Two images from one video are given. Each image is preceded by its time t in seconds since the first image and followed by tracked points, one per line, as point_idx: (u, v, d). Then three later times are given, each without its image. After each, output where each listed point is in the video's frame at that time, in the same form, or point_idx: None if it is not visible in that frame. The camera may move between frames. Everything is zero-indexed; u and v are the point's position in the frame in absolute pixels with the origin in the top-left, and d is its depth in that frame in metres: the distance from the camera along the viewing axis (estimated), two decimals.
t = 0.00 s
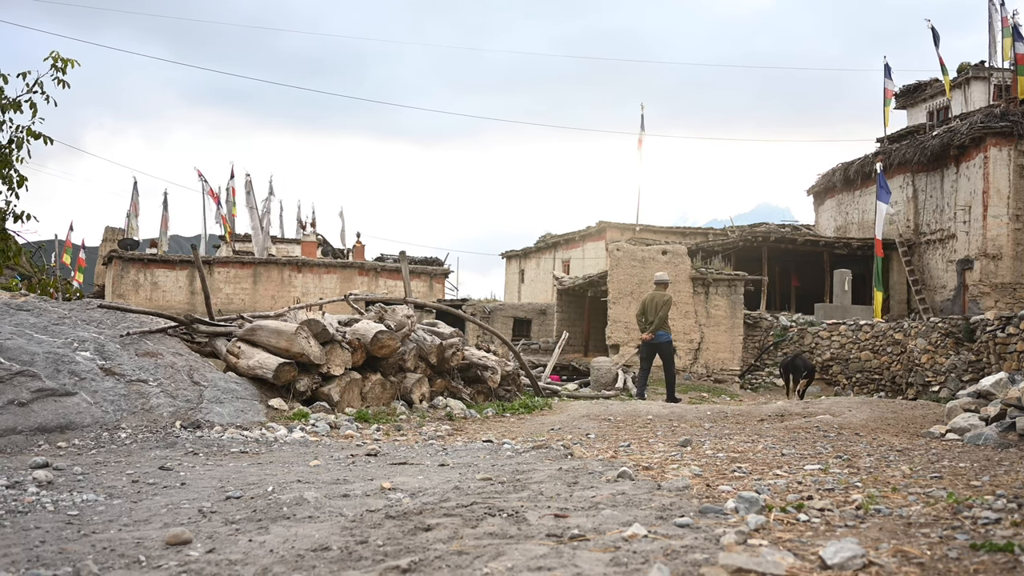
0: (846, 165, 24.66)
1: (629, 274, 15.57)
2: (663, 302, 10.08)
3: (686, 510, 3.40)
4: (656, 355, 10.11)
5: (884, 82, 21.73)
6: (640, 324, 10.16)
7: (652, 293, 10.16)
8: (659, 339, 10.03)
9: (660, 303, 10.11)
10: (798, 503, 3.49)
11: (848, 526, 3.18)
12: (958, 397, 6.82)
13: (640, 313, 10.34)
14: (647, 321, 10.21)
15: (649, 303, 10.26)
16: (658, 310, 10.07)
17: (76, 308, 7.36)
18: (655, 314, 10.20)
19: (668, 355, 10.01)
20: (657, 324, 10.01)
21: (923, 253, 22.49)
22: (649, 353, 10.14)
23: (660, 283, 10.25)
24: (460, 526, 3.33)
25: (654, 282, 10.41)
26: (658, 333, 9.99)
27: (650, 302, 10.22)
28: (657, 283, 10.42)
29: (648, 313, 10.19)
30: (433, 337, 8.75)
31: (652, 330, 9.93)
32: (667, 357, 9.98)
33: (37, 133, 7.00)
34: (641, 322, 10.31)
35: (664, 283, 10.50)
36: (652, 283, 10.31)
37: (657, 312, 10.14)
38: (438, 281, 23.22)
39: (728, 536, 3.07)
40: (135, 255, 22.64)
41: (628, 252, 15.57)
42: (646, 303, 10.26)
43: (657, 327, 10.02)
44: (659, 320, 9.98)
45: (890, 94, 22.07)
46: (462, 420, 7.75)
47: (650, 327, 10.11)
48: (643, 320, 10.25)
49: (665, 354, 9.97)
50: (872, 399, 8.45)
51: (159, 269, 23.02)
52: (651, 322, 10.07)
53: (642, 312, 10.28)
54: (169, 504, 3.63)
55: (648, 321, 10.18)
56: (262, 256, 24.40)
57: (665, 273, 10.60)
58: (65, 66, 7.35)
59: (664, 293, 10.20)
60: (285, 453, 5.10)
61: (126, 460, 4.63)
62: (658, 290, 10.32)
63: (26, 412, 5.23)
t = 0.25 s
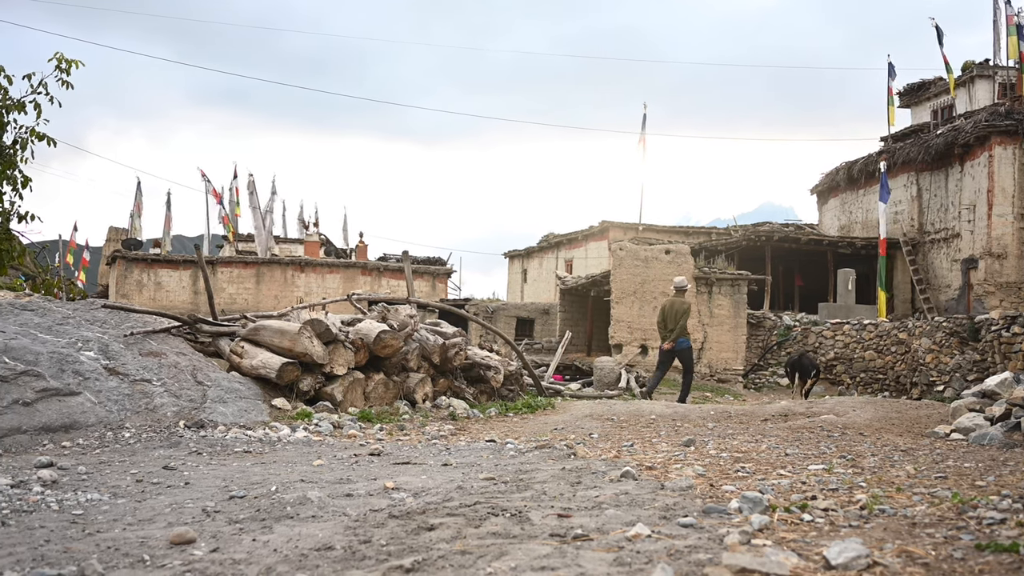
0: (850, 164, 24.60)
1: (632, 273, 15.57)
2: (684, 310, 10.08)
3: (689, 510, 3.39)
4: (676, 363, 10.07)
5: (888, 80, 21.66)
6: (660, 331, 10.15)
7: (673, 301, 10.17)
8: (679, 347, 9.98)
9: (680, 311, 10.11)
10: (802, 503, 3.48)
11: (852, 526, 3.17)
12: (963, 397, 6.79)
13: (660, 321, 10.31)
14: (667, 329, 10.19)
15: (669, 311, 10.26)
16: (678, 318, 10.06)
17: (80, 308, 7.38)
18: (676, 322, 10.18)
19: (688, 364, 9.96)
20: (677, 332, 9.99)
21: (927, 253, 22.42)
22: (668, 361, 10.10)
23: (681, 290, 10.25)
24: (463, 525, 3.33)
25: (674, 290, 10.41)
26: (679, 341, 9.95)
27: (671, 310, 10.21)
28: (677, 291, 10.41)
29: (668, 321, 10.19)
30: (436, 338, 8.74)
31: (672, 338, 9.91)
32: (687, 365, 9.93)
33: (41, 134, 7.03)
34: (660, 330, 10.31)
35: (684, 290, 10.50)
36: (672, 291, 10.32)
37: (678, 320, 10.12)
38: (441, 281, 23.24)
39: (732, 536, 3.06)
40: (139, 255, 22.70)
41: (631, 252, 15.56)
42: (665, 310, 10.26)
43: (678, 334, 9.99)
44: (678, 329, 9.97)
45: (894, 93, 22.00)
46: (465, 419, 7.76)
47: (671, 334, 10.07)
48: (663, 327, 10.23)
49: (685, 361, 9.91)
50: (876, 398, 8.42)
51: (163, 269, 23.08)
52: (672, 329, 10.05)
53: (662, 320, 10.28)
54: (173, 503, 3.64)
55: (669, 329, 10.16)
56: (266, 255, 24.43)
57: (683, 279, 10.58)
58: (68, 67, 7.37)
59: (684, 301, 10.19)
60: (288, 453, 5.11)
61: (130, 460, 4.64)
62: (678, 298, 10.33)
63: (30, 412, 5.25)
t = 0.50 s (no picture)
0: (855, 163, 24.53)
1: (636, 272, 15.53)
2: (699, 308, 10.03)
3: (694, 510, 3.38)
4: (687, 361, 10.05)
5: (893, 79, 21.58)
6: (674, 328, 10.11)
7: (688, 299, 10.13)
8: (691, 345, 9.97)
9: (695, 310, 10.07)
10: (807, 503, 3.46)
11: (858, 526, 3.16)
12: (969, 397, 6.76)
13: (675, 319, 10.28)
14: (681, 326, 10.16)
15: (683, 308, 10.20)
16: (693, 316, 10.02)
17: (85, 308, 7.40)
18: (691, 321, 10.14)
19: (697, 362, 9.96)
20: (691, 330, 9.96)
21: (933, 252, 22.33)
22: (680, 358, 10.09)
23: (697, 289, 10.18)
24: (467, 525, 3.33)
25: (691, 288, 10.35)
26: (692, 338, 9.93)
27: (685, 307, 10.17)
28: (692, 289, 10.35)
29: (682, 319, 10.14)
30: (439, 337, 8.73)
31: (685, 335, 9.87)
32: (697, 364, 9.93)
33: (46, 135, 7.06)
34: (674, 327, 10.26)
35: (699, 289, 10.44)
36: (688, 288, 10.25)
37: (692, 319, 10.07)
38: (444, 281, 23.25)
39: (737, 536, 3.06)
40: (144, 255, 22.77)
41: (634, 251, 15.53)
42: (680, 308, 10.20)
43: (691, 332, 9.97)
44: (692, 327, 9.94)
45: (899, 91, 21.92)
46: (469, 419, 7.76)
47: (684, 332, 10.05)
48: (677, 324, 10.20)
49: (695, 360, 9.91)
50: (881, 398, 8.39)
51: (168, 269, 23.14)
52: (686, 327, 10.03)
53: (676, 317, 10.23)
54: (178, 503, 3.64)
55: (682, 326, 10.13)
56: (270, 255, 24.46)
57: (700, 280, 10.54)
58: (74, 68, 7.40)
59: (700, 299, 10.14)
60: (292, 452, 5.11)
61: (135, 460, 4.66)
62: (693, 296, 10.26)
63: (36, 412, 5.28)
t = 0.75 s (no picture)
0: (862, 162, 24.42)
1: (642, 272, 15.50)
2: (715, 311, 10.01)
3: (701, 509, 3.37)
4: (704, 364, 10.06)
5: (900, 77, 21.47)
6: (691, 331, 10.12)
7: (704, 302, 10.12)
8: (708, 348, 9.98)
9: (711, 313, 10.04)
10: (814, 503, 3.45)
11: (866, 526, 3.14)
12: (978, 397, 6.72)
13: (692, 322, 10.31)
14: (698, 330, 10.17)
15: (700, 312, 10.21)
16: (709, 319, 10.01)
17: (93, 308, 7.44)
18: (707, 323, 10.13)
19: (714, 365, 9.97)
20: (708, 333, 9.96)
21: (941, 251, 22.22)
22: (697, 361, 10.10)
23: (713, 293, 10.20)
24: (474, 524, 3.33)
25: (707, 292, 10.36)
26: (708, 341, 9.93)
27: (702, 311, 10.18)
28: (709, 293, 10.38)
29: (699, 322, 10.14)
30: (445, 337, 8.74)
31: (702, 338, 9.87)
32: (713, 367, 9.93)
33: (54, 136, 7.10)
34: (691, 331, 10.28)
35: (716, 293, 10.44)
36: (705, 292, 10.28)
37: (709, 322, 10.06)
38: (451, 281, 23.28)
39: (744, 536, 3.06)
40: (151, 256, 22.87)
41: (641, 250, 15.51)
42: (697, 311, 10.21)
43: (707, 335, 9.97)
44: (709, 330, 9.93)
45: (907, 89, 21.81)
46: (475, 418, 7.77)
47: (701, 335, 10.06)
48: (694, 328, 10.21)
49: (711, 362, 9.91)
50: (889, 398, 8.34)
51: (175, 269, 23.24)
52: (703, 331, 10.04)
53: (693, 321, 10.24)
54: (185, 502, 3.64)
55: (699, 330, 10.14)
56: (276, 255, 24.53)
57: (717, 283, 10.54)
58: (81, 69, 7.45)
59: (716, 303, 10.13)
60: (298, 452, 5.12)
61: (142, 459, 4.67)
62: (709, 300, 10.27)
63: (45, 411, 5.31)
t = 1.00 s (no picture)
0: (871, 160, 24.31)
1: (649, 271, 15.47)
2: (732, 310, 9.96)
3: (709, 509, 3.35)
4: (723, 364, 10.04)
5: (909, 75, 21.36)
6: (708, 332, 10.10)
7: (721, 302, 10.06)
8: (726, 347, 9.95)
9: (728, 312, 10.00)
10: (823, 503, 3.43)
11: (876, 526, 3.13)
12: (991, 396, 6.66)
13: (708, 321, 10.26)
14: (715, 329, 10.13)
15: (717, 311, 10.16)
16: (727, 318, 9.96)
17: (101, 308, 7.46)
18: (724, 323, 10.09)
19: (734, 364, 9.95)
20: (725, 332, 9.92)
21: (950, 249, 22.11)
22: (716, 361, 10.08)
23: (728, 292, 10.15)
24: (481, 524, 3.33)
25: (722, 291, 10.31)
26: (726, 341, 9.90)
27: (719, 310, 10.14)
28: (725, 292, 10.25)
29: (716, 322, 10.10)
30: (452, 337, 8.73)
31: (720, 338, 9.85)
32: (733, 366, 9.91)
33: (63, 137, 7.14)
34: (709, 331, 10.25)
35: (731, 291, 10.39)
36: (721, 291, 10.24)
37: (725, 321, 10.02)
38: (458, 280, 23.31)
39: (752, 536, 3.05)
40: (159, 256, 22.96)
41: (647, 250, 15.51)
42: (712, 311, 10.16)
43: (726, 334, 9.93)
44: (727, 329, 9.90)
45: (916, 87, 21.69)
46: (482, 418, 7.77)
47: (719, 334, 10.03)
48: (711, 328, 10.18)
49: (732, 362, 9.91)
50: (898, 397, 8.31)
51: (182, 270, 23.33)
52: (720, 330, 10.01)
53: (710, 320, 10.18)
54: (194, 501, 3.64)
55: (717, 329, 10.09)
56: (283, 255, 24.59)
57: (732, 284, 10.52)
58: (91, 70, 7.49)
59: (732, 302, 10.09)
60: (306, 451, 5.13)
61: (151, 458, 4.69)
62: (726, 299, 10.23)
63: (54, 411, 5.34)
